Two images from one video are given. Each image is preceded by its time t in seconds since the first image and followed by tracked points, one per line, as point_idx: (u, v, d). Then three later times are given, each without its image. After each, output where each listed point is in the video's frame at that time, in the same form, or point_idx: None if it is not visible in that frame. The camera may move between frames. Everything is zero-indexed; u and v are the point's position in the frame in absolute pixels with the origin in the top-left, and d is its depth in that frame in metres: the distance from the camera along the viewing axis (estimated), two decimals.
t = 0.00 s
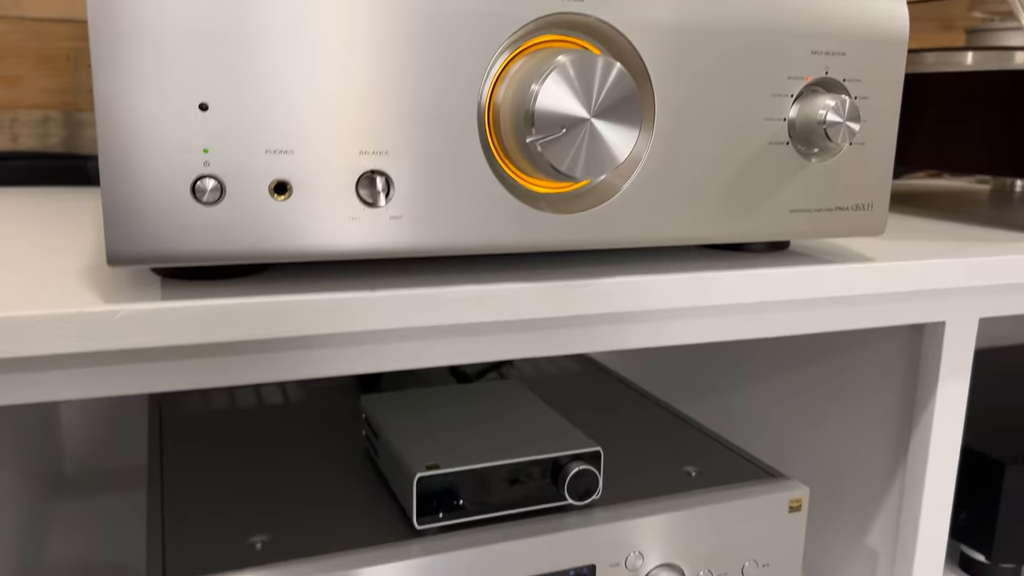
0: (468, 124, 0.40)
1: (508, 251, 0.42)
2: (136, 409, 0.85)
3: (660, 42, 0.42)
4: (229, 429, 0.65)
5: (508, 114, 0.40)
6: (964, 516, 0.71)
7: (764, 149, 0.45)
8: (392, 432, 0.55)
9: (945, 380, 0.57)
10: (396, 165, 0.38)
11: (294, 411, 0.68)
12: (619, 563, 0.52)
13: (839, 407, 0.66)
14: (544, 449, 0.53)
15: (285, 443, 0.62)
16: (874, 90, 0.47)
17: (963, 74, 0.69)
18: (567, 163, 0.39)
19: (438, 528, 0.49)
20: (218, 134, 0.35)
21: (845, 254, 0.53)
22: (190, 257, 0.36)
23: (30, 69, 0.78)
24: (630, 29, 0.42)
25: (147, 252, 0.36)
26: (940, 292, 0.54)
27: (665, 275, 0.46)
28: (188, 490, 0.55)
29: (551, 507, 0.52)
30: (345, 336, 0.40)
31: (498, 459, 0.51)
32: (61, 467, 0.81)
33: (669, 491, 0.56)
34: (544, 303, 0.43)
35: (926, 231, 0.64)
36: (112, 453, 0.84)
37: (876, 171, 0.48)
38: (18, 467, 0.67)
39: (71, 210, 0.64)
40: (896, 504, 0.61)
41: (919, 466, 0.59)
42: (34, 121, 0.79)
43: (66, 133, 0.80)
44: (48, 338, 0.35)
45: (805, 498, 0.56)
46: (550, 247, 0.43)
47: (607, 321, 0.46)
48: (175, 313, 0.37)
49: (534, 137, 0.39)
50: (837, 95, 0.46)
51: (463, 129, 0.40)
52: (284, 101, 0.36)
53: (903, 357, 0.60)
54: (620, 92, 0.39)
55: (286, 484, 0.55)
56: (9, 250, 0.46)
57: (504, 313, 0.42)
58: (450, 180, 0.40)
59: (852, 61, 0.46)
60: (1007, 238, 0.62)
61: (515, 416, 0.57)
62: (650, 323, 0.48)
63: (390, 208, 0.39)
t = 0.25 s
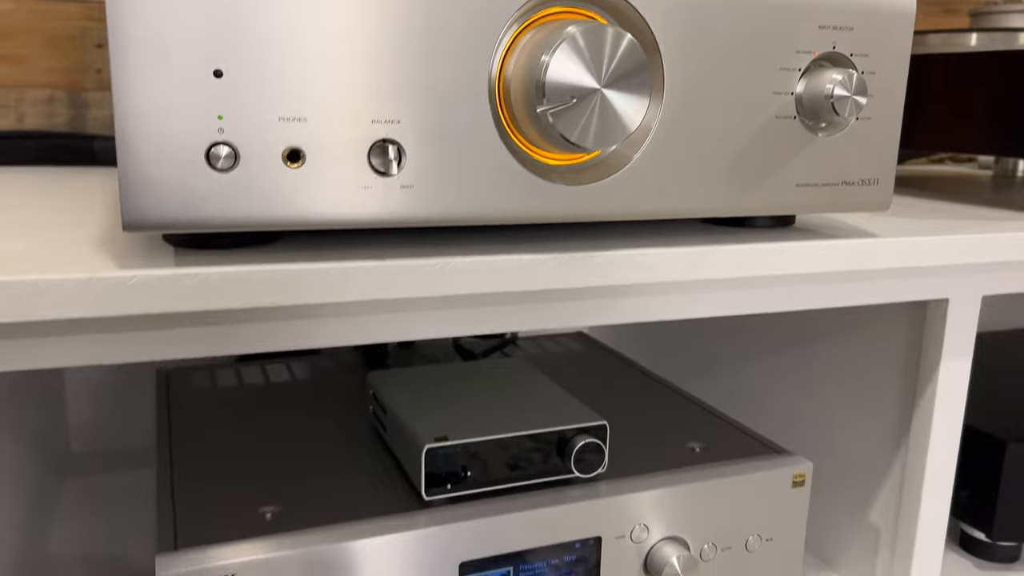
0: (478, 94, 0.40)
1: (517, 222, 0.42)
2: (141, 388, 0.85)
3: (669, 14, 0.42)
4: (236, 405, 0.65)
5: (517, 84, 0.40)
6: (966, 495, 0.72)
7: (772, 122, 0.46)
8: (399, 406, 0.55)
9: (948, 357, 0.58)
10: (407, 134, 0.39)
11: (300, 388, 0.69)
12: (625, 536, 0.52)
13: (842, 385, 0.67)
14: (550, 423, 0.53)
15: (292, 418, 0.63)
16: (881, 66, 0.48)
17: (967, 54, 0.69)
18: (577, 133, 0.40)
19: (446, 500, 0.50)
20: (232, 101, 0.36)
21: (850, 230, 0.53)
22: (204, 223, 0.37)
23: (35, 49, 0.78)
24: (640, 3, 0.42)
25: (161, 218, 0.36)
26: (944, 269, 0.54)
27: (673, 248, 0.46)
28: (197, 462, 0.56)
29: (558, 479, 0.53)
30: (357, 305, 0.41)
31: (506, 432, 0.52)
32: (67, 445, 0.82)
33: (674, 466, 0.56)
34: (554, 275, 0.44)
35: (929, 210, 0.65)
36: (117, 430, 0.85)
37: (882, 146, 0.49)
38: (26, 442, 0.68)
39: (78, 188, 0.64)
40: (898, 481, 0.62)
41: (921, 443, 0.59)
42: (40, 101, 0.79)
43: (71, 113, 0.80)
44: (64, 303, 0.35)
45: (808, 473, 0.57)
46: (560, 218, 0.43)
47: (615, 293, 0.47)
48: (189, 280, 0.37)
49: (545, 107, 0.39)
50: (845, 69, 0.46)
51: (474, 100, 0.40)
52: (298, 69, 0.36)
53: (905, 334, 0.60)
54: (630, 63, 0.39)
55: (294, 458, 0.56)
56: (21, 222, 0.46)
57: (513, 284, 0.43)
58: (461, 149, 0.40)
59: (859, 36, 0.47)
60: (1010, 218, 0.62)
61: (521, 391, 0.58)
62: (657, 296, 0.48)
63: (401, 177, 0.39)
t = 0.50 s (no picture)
0: (487, 68, 0.40)
1: (524, 196, 0.43)
2: (147, 369, 0.85)
3: None
4: (241, 383, 0.66)
5: (525, 58, 0.41)
6: (964, 474, 0.73)
7: (776, 99, 0.46)
8: (405, 382, 0.56)
9: (948, 336, 0.58)
10: (417, 108, 0.39)
11: (305, 367, 0.69)
12: (628, 509, 0.53)
13: (844, 365, 0.68)
14: (554, 398, 0.53)
15: (298, 396, 0.63)
16: (884, 44, 0.48)
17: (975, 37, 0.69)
18: (584, 107, 0.40)
19: (452, 472, 0.51)
20: (245, 73, 0.36)
21: (852, 209, 0.54)
22: (216, 193, 0.37)
23: (41, 31, 0.79)
24: None
25: (174, 188, 0.37)
26: (944, 247, 0.55)
27: (677, 224, 0.47)
28: (206, 436, 0.56)
29: (562, 454, 0.53)
30: (367, 276, 0.41)
31: (510, 406, 0.52)
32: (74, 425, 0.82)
33: (676, 442, 0.57)
34: (560, 249, 0.44)
35: (930, 191, 0.65)
36: (124, 411, 0.85)
37: (885, 124, 0.49)
38: (35, 419, 0.68)
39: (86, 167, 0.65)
40: (898, 458, 0.63)
41: (922, 421, 0.60)
42: (45, 83, 0.79)
43: (77, 95, 0.80)
44: (80, 271, 0.36)
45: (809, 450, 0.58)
46: (566, 191, 0.44)
47: (620, 269, 0.47)
48: (202, 249, 0.38)
49: (552, 80, 0.40)
50: (848, 47, 0.47)
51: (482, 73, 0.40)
52: (309, 42, 0.37)
53: (906, 314, 0.61)
54: (636, 38, 0.40)
55: (301, 433, 0.57)
56: (32, 197, 0.47)
57: (520, 257, 0.43)
58: (469, 122, 0.40)
59: (863, 14, 0.47)
60: (1010, 198, 0.63)
61: (525, 368, 0.58)
62: (662, 271, 0.49)
63: (411, 149, 0.40)
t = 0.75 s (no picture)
0: (498, 50, 0.41)
1: (534, 176, 0.44)
2: (156, 353, 0.86)
3: None
4: (250, 365, 0.67)
5: (536, 41, 0.41)
6: (961, 457, 0.74)
7: (780, 83, 0.47)
8: (415, 362, 0.57)
9: (946, 318, 0.59)
10: (430, 89, 0.40)
11: (314, 350, 0.70)
12: (632, 487, 0.54)
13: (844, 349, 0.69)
14: (561, 378, 0.54)
15: (307, 377, 0.64)
16: (886, 29, 0.49)
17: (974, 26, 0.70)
18: (594, 88, 0.41)
19: (461, 449, 0.52)
20: (263, 53, 0.37)
21: (854, 192, 0.55)
22: (234, 171, 0.38)
23: (50, 17, 0.79)
24: None
25: (193, 166, 0.37)
26: (944, 231, 0.56)
27: (682, 205, 0.48)
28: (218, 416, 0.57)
29: (568, 432, 0.55)
30: (380, 254, 0.42)
31: (517, 385, 0.53)
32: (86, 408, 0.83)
33: (680, 422, 0.58)
34: (568, 229, 0.45)
35: (930, 176, 0.66)
36: (134, 394, 0.86)
37: (886, 108, 0.50)
38: (48, 399, 0.69)
39: (96, 150, 0.65)
40: (897, 439, 0.64)
41: (921, 403, 0.61)
42: (54, 69, 0.80)
43: (85, 81, 0.81)
44: (104, 247, 0.37)
45: (810, 430, 0.59)
46: (574, 172, 0.44)
47: (626, 249, 0.48)
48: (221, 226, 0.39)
49: (563, 62, 0.41)
50: (851, 32, 0.47)
51: (494, 55, 0.41)
52: (326, 23, 0.38)
53: (906, 297, 0.62)
54: (644, 21, 0.41)
55: (312, 413, 0.58)
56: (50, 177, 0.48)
57: (529, 237, 0.44)
58: (481, 104, 0.41)
59: None
60: (1009, 184, 0.64)
61: (531, 349, 0.59)
62: (668, 252, 0.50)
63: (423, 129, 0.40)
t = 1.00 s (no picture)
0: (510, 48, 0.42)
1: (545, 171, 0.45)
2: (168, 343, 0.88)
3: None
4: (262, 355, 0.68)
5: (548, 39, 0.43)
6: (956, 446, 0.75)
7: (782, 80, 0.48)
8: (425, 352, 0.58)
9: (944, 310, 0.61)
10: (445, 85, 0.41)
11: (324, 340, 0.72)
12: (637, 472, 0.56)
13: (844, 340, 0.70)
14: (568, 366, 0.56)
15: (318, 367, 0.66)
16: (886, 27, 0.50)
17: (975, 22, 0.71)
18: (604, 85, 0.43)
19: (470, 436, 0.53)
20: (285, 50, 0.38)
21: (853, 187, 0.56)
22: (257, 165, 0.39)
23: (62, 12, 0.80)
24: None
25: (218, 159, 0.39)
26: (941, 224, 0.57)
27: (687, 199, 0.49)
28: (233, 404, 0.59)
29: (574, 419, 0.56)
30: (395, 245, 0.44)
31: (526, 373, 0.54)
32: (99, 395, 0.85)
33: (683, 410, 0.59)
34: (577, 221, 0.46)
35: (928, 170, 0.67)
36: (145, 383, 0.88)
37: (886, 105, 0.52)
38: (66, 384, 0.71)
39: (112, 143, 0.67)
40: (894, 428, 0.65)
41: (919, 391, 0.63)
42: (67, 64, 0.81)
43: (98, 76, 0.83)
44: (132, 237, 0.38)
45: (810, 418, 0.60)
46: (583, 167, 0.46)
47: (632, 242, 0.50)
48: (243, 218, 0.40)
49: (574, 60, 0.42)
50: (852, 30, 0.49)
51: (506, 53, 0.42)
52: (346, 21, 0.39)
53: (904, 289, 0.63)
54: (652, 20, 0.42)
55: (325, 401, 0.59)
56: (72, 169, 0.49)
57: (539, 229, 0.46)
58: (493, 100, 0.43)
59: None
60: (1005, 178, 0.65)
61: (538, 339, 0.61)
62: (673, 244, 0.51)
63: (438, 124, 0.42)
